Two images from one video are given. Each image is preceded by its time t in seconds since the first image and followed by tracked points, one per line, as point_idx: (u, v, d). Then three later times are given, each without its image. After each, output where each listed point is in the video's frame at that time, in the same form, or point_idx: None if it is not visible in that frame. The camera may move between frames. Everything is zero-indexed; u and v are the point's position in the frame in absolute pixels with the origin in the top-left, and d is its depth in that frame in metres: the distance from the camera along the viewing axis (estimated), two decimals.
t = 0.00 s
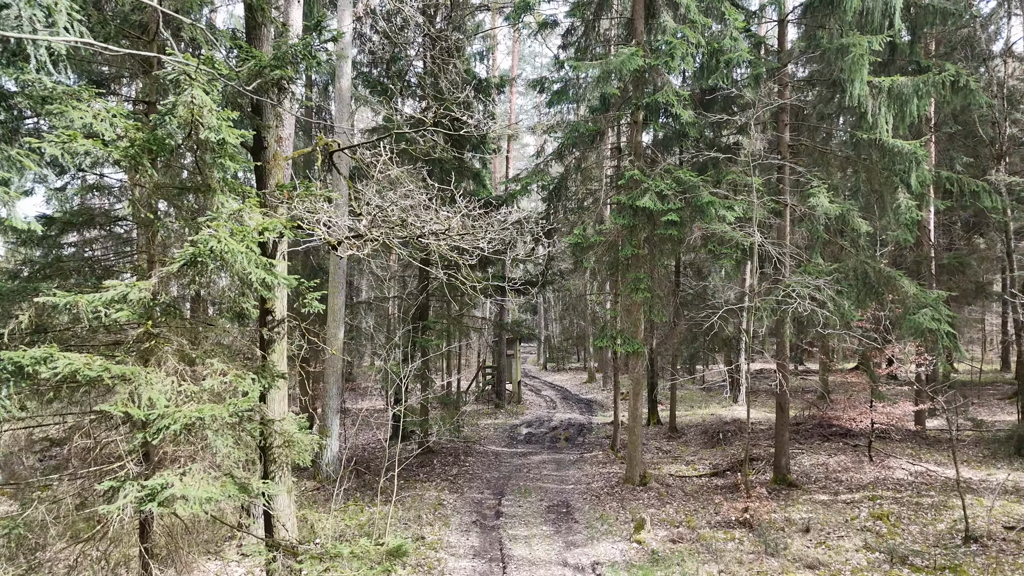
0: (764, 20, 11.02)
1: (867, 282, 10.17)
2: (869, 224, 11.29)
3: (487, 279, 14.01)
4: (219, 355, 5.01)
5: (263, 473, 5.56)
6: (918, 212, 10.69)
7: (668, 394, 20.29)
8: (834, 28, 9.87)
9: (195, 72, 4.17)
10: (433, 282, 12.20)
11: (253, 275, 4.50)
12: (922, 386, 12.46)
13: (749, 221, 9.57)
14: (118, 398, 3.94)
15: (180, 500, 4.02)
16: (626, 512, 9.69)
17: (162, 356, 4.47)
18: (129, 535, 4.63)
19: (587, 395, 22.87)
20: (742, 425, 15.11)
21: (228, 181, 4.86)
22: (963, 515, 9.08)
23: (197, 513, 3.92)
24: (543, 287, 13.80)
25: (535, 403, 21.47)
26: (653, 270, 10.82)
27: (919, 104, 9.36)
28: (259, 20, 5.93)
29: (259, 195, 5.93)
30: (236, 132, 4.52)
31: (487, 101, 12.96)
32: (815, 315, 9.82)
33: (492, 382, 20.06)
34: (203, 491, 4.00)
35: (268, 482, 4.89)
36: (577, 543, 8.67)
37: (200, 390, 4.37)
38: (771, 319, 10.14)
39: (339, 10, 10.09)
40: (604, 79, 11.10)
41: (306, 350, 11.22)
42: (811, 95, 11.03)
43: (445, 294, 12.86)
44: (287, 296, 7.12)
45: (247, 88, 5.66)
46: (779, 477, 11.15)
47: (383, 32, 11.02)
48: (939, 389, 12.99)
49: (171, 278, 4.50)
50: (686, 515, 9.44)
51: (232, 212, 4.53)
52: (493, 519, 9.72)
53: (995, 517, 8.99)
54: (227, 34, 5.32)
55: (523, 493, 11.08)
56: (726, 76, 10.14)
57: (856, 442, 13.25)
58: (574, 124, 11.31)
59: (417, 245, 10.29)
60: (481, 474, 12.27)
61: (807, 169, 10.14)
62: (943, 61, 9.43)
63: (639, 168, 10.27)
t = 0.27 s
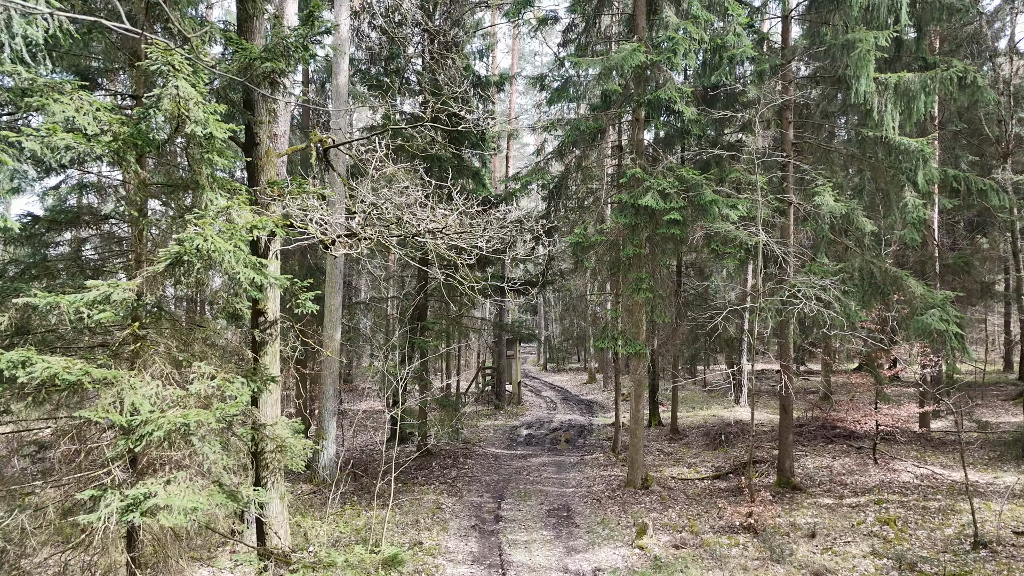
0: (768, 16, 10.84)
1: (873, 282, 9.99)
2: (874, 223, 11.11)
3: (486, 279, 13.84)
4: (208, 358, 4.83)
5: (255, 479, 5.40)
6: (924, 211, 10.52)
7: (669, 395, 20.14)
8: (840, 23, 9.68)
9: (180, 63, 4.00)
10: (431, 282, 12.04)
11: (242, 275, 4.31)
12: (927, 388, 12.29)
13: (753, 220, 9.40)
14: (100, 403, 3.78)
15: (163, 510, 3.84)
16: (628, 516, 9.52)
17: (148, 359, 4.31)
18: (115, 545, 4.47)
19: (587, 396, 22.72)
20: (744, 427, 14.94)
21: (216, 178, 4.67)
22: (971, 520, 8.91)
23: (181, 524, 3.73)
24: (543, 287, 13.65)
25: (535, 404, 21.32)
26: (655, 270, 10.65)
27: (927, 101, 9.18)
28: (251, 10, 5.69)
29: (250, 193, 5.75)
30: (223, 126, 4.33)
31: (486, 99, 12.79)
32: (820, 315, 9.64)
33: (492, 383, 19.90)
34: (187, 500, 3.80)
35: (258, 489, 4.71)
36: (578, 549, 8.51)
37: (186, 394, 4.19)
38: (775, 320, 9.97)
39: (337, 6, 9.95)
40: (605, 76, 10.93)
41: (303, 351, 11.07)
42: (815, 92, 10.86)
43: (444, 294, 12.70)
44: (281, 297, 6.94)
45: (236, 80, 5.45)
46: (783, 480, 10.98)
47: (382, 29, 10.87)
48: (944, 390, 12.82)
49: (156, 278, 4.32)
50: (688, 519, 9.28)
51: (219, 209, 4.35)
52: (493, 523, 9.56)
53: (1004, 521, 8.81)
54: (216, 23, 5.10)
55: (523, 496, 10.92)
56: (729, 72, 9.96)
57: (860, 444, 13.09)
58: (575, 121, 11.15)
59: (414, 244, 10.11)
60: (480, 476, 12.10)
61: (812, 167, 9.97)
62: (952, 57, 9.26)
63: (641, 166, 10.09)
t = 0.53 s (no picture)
0: (772, 11, 10.66)
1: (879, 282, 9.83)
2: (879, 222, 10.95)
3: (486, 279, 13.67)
4: (197, 361, 4.67)
5: (247, 485, 5.25)
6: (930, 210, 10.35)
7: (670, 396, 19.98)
8: (845, 19, 9.52)
9: (164, 54, 3.82)
10: (429, 281, 11.88)
11: (230, 275, 4.14)
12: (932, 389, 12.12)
13: (757, 219, 9.23)
14: (82, 408, 3.63)
15: (147, 520, 3.68)
16: (629, 521, 9.35)
17: (134, 362, 4.16)
18: (99, 554, 4.30)
19: (588, 396, 22.56)
20: (747, 428, 14.77)
21: (204, 175, 4.49)
22: (979, 524, 8.74)
23: (165, 535, 3.57)
24: (543, 288, 13.48)
25: (535, 405, 21.17)
26: (657, 270, 10.49)
27: (934, 98, 9.01)
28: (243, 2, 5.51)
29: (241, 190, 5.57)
30: (211, 120, 4.16)
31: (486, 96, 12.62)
32: (825, 316, 9.47)
33: (491, 384, 19.74)
34: (172, 510, 3.64)
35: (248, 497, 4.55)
36: (579, 554, 8.35)
37: (172, 399, 4.03)
38: (779, 320, 9.81)
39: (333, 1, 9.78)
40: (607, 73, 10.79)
41: (300, 352, 10.91)
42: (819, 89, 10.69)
43: (443, 294, 12.53)
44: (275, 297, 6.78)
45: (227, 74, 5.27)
46: (786, 483, 10.82)
47: (380, 24, 10.70)
48: (950, 391, 12.66)
49: (142, 278, 4.16)
50: (691, 523, 9.11)
51: (207, 206, 4.18)
52: (492, 528, 9.41)
53: (1013, 526, 8.64)
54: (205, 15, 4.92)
55: (523, 500, 10.76)
56: (732, 69, 9.79)
57: (864, 446, 12.94)
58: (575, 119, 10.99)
59: (412, 243, 9.95)
60: (479, 479, 11.94)
61: (816, 165, 9.80)
62: (959, 53, 9.08)
63: (643, 164, 9.92)
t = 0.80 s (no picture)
0: (776, 7, 10.49)
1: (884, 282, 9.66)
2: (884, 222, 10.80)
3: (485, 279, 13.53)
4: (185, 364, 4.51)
5: (238, 492, 5.09)
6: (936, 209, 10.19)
7: (671, 397, 19.82)
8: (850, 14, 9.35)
9: (148, 44, 3.63)
10: (428, 282, 11.72)
11: (218, 275, 3.97)
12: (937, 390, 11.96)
13: (762, 218, 9.07)
14: (61, 414, 3.48)
15: (130, 531, 3.52)
16: (631, 525, 9.19)
17: (119, 366, 4.03)
18: (82, 564, 4.14)
19: (588, 397, 22.40)
20: (749, 430, 14.61)
21: (191, 169, 4.32)
22: (987, 529, 8.58)
23: (148, 547, 3.41)
24: (543, 288, 13.32)
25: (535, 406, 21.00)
26: (659, 269, 10.33)
27: (941, 94, 8.85)
28: None
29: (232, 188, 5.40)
30: (198, 114, 4.00)
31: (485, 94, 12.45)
32: (830, 316, 9.30)
33: (491, 385, 19.57)
34: (155, 520, 3.48)
35: (238, 505, 4.40)
36: (579, 559, 8.20)
37: (158, 403, 3.88)
38: (783, 321, 9.64)
39: None
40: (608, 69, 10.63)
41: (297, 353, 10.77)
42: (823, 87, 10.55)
43: (441, 295, 12.37)
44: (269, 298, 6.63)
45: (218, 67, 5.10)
46: (790, 486, 10.66)
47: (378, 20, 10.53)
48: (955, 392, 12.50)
49: (127, 278, 4.01)
50: (694, 528, 8.95)
51: (194, 203, 4.02)
52: (491, 532, 9.26)
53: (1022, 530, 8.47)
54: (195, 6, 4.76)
55: (523, 503, 10.61)
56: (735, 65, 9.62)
57: (868, 448, 12.78)
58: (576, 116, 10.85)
59: (410, 242, 9.78)
60: (478, 482, 11.78)
61: (821, 163, 9.64)
62: (967, 49, 8.93)
63: (644, 162, 9.76)
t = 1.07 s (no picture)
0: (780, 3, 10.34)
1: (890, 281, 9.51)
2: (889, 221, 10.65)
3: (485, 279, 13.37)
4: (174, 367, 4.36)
5: (230, 498, 4.94)
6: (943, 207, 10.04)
7: (672, 398, 19.68)
8: (855, 10, 9.20)
9: (133, 33, 3.50)
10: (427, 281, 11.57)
11: (207, 275, 3.82)
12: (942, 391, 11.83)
13: (766, 217, 8.91)
14: (42, 419, 3.34)
15: (114, 542, 3.38)
16: (633, 529, 9.05)
17: (106, 369, 3.90)
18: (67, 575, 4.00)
19: (589, 398, 22.27)
20: (752, 431, 14.47)
21: (179, 164, 4.17)
22: (996, 533, 8.42)
23: (132, 559, 3.27)
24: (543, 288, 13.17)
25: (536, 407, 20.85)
26: (661, 269, 10.18)
27: (948, 91, 8.70)
28: None
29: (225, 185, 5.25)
30: (186, 107, 3.86)
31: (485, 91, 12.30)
32: (835, 316, 9.15)
33: (491, 386, 19.43)
34: (139, 531, 3.34)
35: (229, 512, 4.26)
36: (581, 564, 8.06)
37: (144, 408, 3.73)
38: (787, 321, 9.50)
39: None
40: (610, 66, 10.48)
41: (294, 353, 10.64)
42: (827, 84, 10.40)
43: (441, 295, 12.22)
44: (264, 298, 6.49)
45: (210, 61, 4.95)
46: (794, 489, 10.52)
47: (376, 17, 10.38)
48: (959, 393, 12.37)
49: (114, 278, 3.87)
50: (697, 532, 8.81)
51: (183, 200, 3.87)
52: (491, 536, 9.11)
53: None
54: None
55: (523, 506, 10.46)
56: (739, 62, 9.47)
57: (872, 449, 12.63)
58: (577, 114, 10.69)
59: (408, 241, 9.63)
60: (478, 484, 11.64)
61: (826, 161, 9.49)
62: (974, 44, 8.78)
63: (646, 159, 9.61)
